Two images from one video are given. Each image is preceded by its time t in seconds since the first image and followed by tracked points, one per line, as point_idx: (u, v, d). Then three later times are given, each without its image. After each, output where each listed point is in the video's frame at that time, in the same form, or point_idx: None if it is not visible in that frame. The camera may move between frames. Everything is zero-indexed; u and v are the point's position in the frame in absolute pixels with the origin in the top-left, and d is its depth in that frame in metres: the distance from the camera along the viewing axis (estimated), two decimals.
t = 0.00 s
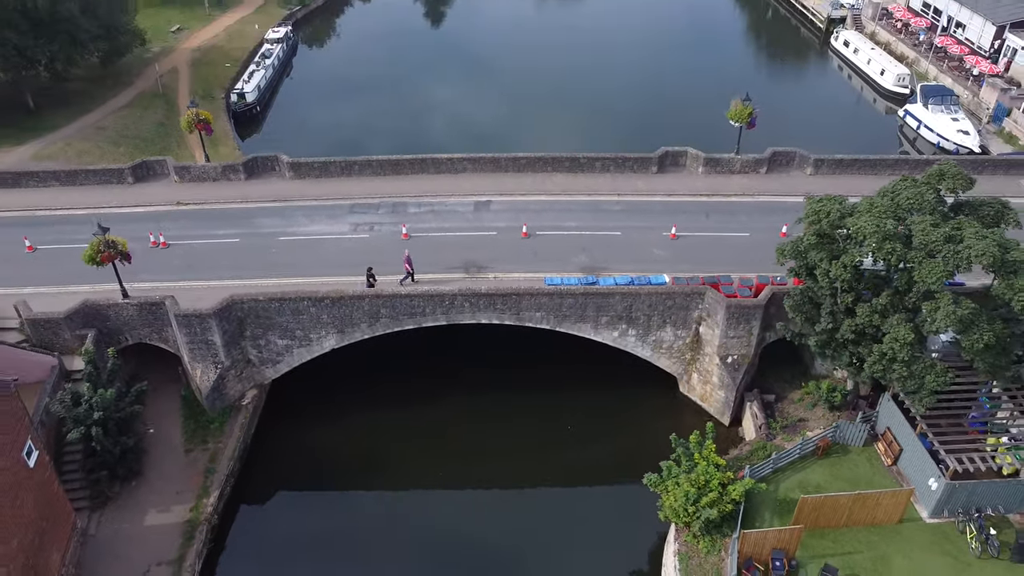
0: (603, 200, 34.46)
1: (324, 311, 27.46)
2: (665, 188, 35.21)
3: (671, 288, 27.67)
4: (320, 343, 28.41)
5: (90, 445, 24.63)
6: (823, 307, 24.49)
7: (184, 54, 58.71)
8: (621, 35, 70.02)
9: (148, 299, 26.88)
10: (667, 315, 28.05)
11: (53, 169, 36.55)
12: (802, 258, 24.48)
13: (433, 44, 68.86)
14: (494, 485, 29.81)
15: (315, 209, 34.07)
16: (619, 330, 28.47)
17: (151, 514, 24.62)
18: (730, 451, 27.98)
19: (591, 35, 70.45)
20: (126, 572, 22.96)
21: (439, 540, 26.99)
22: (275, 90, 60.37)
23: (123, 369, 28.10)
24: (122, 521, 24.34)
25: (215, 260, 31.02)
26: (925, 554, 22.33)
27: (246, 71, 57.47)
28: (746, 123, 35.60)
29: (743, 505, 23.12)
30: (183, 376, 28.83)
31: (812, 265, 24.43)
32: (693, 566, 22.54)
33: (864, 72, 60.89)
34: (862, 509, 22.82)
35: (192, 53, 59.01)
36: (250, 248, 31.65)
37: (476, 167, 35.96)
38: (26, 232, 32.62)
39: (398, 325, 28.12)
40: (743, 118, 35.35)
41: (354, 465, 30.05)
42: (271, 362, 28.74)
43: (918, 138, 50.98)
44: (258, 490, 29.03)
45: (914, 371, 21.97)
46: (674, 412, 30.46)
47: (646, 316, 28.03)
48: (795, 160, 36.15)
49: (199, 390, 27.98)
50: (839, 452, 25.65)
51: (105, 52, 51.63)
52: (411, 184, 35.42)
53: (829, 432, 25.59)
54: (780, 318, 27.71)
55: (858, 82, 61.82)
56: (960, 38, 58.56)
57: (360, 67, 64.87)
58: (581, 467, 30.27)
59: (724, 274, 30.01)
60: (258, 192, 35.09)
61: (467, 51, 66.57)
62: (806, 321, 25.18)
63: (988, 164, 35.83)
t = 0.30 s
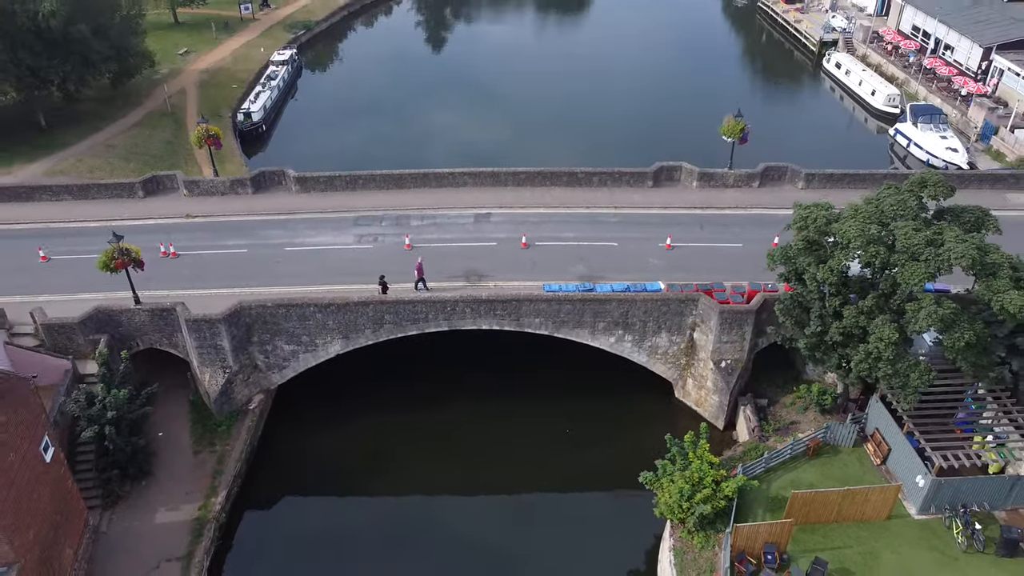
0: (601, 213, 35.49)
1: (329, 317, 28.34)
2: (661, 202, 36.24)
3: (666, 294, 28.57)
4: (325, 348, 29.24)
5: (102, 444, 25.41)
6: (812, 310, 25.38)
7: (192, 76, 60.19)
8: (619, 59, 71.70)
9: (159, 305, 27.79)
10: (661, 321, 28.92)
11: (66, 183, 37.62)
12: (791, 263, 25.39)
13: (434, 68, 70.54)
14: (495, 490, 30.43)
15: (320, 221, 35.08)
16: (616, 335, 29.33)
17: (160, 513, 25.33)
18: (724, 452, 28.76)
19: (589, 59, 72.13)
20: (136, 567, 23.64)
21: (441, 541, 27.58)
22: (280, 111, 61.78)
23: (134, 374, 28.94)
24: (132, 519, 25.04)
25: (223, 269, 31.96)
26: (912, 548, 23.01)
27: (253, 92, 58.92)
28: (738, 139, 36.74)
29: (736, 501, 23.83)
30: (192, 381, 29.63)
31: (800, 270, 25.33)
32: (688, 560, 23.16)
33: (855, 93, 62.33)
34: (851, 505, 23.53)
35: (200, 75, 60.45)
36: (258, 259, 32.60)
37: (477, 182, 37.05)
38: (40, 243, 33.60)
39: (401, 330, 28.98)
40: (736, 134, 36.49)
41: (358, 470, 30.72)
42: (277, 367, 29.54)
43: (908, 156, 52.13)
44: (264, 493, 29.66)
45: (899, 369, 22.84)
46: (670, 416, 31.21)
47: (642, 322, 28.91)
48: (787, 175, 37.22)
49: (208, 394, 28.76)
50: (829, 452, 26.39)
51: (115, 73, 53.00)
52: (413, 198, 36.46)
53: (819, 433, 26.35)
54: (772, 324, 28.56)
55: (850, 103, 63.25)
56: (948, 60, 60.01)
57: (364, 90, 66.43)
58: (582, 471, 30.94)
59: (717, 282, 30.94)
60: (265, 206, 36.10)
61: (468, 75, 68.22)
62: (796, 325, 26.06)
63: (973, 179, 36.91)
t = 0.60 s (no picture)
0: (598, 222, 36.50)
1: (335, 320, 29.23)
2: (657, 211, 37.25)
3: (661, 297, 29.48)
4: (330, 351, 30.10)
5: (115, 441, 26.23)
6: (801, 311, 26.30)
7: (199, 93, 61.50)
8: (616, 78, 73.20)
9: (170, 308, 28.68)
10: (657, 323, 29.79)
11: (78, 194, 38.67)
12: (780, 266, 26.30)
13: (436, 87, 72.03)
14: (495, 491, 31.17)
15: (325, 230, 36.07)
16: (612, 338, 30.20)
17: (170, 508, 26.09)
18: (718, 450, 29.57)
19: (587, 78, 73.61)
20: (148, 559, 24.37)
21: (443, 540, 28.29)
22: (285, 127, 63.11)
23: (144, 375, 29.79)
24: (143, 514, 25.80)
25: (231, 275, 32.90)
26: (899, 539, 23.79)
27: (257, 108, 60.27)
28: (731, 150, 37.82)
29: (729, 495, 24.58)
30: (200, 383, 30.46)
31: (789, 272, 26.25)
32: (682, 552, 23.82)
33: (848, 109, 63.66)
34: (840, 498, 24.30)
35: (207, 91, 61.79)
36: (265, 266, 33.56)
37: (478, 192, 38.10)
38: (54, 251, 34.60)
39: (404, 333, 29.86)
40: (729, 145, 37.57)
41: (362, 471, 31.49)
42: (283, 369, 30.37)
43: (900, 169, 53.25)
44: (270, 493, 30.42)
45: (884, 365, 23.78)
46: (666, 417, 32.02)
47: (638, 325, 29.79)
48: (779, 186, 38.25)
49: (216, 395, 29.58)
50: (820, 450, 27.16)
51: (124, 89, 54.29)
52: (415, 208, 37.50)
53: (810, 431, 27.13)
54: (764, 326, 29.42)
55: (843, 119, 64.56)
56: (938, 76, 61.35)
57: (366, 109, 67.98)
58: (579, 472, 31.72)
59: (711, 287, 31.86)
60: (271, 215, 37.11)
61: (468, 96, 69.79)
62: (786, 326, 26.96)
63: (960, 189, 37.94)
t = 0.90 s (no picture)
0: (595, 228, 37.52)
1: (339, 320, 30.14)
2: (652, 218, 38.28)
3: (656, 298, 30.41)
4: (335, 351, 31.00)
5: (127, 436, 27.06)
6: (790, 310, 27.23)
7: (205, 106, 62.82)
8: (614, 92, 74.78)
9: (180, 309, 29.62)
10: (652, 324, 30.71)
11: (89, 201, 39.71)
12: (770, 267, 27.20)
13: (438, 103, 73.47)
14: (496, 489, 31.86)
15: (330, 236, 37.06)
16: (609, 338, 31.09)
17: (179, 501, 26.87)
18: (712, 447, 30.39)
19: (585, 92, 75.12)
20: (158, 550, 25.12)
21: (445, 535, 28.99)
22: (289, 140, 64.40)
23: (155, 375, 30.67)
24: (153, 507, 26.59)
25: (239, 279, 33.87)
26: (887, 529, 24.56)
27: (262, 121, 61.58)
28: (724, 159, 38.90)
29: (721, 487, 25.39)
30: (209, 383, 31.32)
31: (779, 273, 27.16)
32: (677, 541, 24.60)
33: (841, 122, 64.97)
34: (830, 490, 25.08)
35: (213, 105, 63.12)
36: (272, 270, 34.53)
37: (478, 200, 39.18)
38: (67, 256, 35.60)
39: (407, 334, 30.78)
40: (723, 154, 38.63)
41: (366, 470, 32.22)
42: (289, 369, 31.23)
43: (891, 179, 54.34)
44: (274, 491, 31.07)
45: (870, 360, 24.72)
46: (662, 417, 32.86)
47: (633, 325, 30.71)
48: (771, 194, 39.31)
49: (224, 394, 30.43)
50: (811, 445, 27.95)
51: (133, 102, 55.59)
52: (417, 215, 38.53)
53: (801, 426, 27.89)
54: (757, 327, 30.30)
55: (836, 132, 65.83)
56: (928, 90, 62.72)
57: (368, 123, 69.43)
58: (577, 472, 32.40)
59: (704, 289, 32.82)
60: (278, 222, 38.13)
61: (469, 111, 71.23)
62: (777, 325, 27.78)
63: (950, 198, 38.87)
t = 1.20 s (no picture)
0: (593, 232, 38.44)
1: (344, 321, 30.98)
2: (649, 223, 39.22)
3: (652, 299, 31.25)
4: (339, 351, 31.80)
5: (137, 431, 27.76)
6: (781, 309, 28.07)
7: (210, 117, 63.99)
8: (613, 105, 76.27)
9: (189, 309, 30.49)
10: (648, 324, 31.54)
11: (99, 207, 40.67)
12: (762, 267, 28.08)
13: (438, 116, 74.64)
14: (496, 487, 32.42)
15: (334, 240, 37.97)
16: (606, 338, 31.91)
17: (187, 495, 27.60)
18: (706, 443, 31.16)
19: (584, 105, 76.54)
20: (167, 541, 25.83)
21: (446, 531, 29.64)
22: (293, 150, 65.59)
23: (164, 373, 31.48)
24: (162, 500, 27.31)
25: (245, 282, 34.73)
26: (876, 520, 25.30)
27: (267, 131, 62.76)
28: (719, 165, 39.87)
29: (715, 480, 26.15)
30: (216, 382, 32.11)
31: (771, 273, 28.02)
32: (671, 532, 25.36)
33: (835, 132, 66.16)
34: (820, 482, 25.83)
35: (218, 115, 64.28)
36: (277, 272, 35.41)
37: (479, 206, 40.15)
38: (78, 260, 36.50)
39: (409, 333, 31.61)
40: (717, 161, 39.55)
41: (369, 468, 32.79)
42: (295, 368, 32.02)
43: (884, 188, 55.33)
44: (279, 489, 31.69)
45: (858, 355, 25.59)
46: (658, 415, 33.64)
47: (630, 325, 31.54)
48: (764, 200, 40.26)
49: (231, 392, 31.21)
50: (802, 441, 28.72)
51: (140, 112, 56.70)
52: (420, 220, 39.46)
53: (793, 423, 28.66)
54: (750, 327, 31.13)
55: (830, 142, 66.99)
56: (920, 101, 63.86)
57: (370, 133, 70.95)
58: (575, 472, 32.88)
59: (699, 290, 33.68)
60: (283, 227, 39.05)
61: (470, 123, 72.51)
62: (769, 323, 28.61)
63: (940, 204, 39.58)
